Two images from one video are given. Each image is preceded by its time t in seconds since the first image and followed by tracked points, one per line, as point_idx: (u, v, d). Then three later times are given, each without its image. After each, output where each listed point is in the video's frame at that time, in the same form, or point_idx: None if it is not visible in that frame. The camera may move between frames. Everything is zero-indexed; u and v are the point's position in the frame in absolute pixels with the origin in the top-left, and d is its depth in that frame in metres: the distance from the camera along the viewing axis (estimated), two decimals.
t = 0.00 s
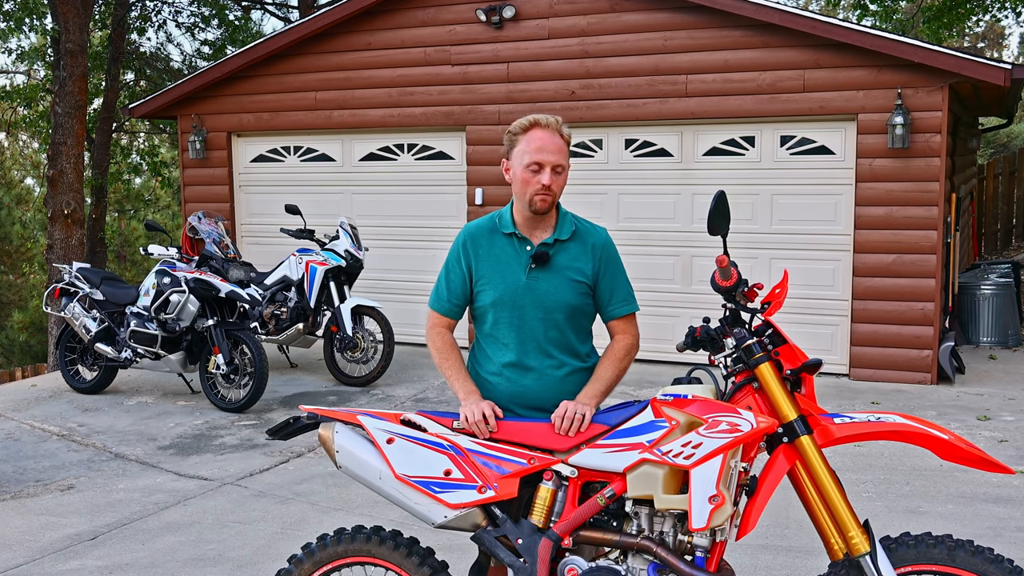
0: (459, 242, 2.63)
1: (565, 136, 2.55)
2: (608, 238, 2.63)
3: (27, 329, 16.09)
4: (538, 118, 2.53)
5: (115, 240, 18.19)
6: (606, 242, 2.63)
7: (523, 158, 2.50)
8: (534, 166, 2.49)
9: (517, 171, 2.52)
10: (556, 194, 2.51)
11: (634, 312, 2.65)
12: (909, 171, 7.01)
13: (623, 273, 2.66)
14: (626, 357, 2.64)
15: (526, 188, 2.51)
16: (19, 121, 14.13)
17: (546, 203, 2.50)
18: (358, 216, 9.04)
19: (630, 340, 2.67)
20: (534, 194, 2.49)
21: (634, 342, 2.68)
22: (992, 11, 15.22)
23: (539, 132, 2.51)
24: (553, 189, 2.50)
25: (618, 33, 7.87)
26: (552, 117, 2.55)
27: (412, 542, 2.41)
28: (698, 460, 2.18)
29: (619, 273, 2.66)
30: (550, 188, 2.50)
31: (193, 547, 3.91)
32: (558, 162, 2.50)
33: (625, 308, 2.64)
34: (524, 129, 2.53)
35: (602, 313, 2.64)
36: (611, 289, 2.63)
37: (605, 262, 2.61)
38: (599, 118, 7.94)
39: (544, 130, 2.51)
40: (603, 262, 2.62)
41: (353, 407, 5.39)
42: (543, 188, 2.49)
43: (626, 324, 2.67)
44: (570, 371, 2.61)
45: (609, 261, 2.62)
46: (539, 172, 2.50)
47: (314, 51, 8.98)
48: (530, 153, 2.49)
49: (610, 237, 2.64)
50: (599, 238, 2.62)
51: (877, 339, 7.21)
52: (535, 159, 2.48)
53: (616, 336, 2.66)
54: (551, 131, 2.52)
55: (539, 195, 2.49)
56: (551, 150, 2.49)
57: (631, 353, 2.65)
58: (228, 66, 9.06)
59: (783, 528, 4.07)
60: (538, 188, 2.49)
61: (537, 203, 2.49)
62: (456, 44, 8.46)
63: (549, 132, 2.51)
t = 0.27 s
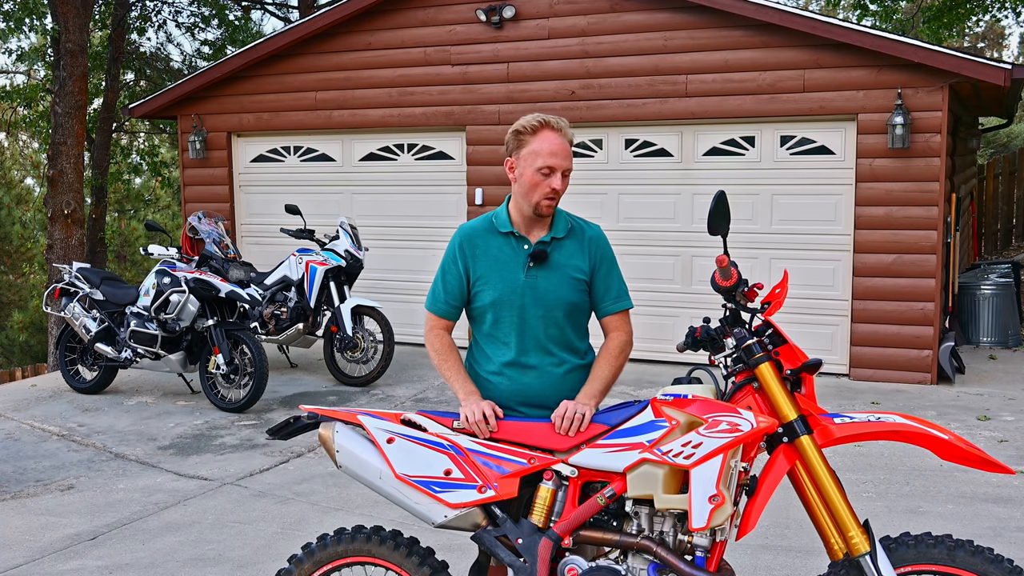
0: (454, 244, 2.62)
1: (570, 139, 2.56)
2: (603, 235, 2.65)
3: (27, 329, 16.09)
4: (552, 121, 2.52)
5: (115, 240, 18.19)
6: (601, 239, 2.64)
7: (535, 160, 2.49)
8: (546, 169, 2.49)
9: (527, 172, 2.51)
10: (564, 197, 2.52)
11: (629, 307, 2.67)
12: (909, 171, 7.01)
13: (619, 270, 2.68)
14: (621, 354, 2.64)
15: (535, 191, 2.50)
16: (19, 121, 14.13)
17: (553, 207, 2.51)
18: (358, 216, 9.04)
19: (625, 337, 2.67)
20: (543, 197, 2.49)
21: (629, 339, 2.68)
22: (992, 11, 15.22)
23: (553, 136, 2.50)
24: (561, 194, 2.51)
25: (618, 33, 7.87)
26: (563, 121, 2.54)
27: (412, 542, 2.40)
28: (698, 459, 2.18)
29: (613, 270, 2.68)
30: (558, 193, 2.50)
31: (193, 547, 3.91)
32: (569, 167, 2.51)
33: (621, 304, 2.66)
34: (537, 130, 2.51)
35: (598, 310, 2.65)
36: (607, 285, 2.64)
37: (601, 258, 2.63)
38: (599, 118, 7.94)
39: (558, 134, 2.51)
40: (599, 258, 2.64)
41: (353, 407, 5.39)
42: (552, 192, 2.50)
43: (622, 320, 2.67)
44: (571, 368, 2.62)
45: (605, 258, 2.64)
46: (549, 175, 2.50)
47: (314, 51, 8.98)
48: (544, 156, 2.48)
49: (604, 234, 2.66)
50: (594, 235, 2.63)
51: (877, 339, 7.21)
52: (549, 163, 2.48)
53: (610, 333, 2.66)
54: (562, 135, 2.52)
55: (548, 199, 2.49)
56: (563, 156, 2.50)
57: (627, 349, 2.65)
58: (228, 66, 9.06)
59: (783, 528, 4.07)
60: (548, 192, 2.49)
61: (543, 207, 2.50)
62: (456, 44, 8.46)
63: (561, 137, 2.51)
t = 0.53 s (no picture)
0: (448, 244, 2.61)
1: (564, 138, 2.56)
2: (594, 231, 2.68)
3: (27, 329, 16.09)
4: (547, 121, 2.51)
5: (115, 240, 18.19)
6: (592, 234, 2.67)
7: (531, 160, 2.49)
8: (542, 169, 2.49)
9: (523, 171, 2.51)
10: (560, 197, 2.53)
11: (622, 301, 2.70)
12: (909, 171, 7.01)
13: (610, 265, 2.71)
14: (615, 347, 2.67)
15: (531, 192, 2.51)
16: (19, 121, 14.13)
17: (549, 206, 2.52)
18: (358, 216, 9.04)
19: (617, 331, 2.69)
20: (539, 197, 2.51)
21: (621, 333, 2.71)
22: (992, 11, 15.22)
23: (548, 136, 2.50)
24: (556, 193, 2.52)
25: (618, 33, 7.87)
26: (558, 119, 2.54)
27: (412, 542, 2.40)
28: (697, 459, 2.18)
29: (604, 264, 2.71)
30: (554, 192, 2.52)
31: (193, 547, 3.91)
32: (564, 167, 2.52)
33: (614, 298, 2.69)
34: (532, 130, 2.51)
35: (590, 306, 2.67)
36: (601, 280, 2.67)
37: (594, 252, 2.65)
38: (599, 118, 7.94)
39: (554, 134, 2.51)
40: (593, 253, 2.66)
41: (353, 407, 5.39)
42: (549, 192, 2.51)
43: (613, 315, 2.70)
44: (570, 363, 2.63)
45: (597, 253, 2.67)
46: (545, 175, 2.50)
47: (314, 51, 8.98)
48: (541, 157, 2.48)
49: (595, 230, 2.69)
50: (586, 231, 2.66)
51: (877, 339, 7.21)
52: (545, 164, 2.48)
53: (603, 328, 2.69)
54: (556, 134, 2.52)
55: (544, 199, 2.51)
56: (559, 156, 2.50)
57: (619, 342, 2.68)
58: (228, 66, 9.06)
59: (783, 528, 4.07)
60: (544, 192, 2.50)
61: (540, 207, 2.52)
62: (456, 44, 8.46)
63: (556, 136, 2.51)
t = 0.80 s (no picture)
0: (447, 244, 2.60)
1: (544, 131, 2.55)
2: (593, 231, 2.69)
3: (27, 329, 16.09)
4: (514, 117, 2.53)
5: (115, 240, 18.19)
6: (591, 235, 2.68)
7: (504, 157, 2.51)
8: (516, 163, 2.49)
9: (501, 169, 2.53)
10: (541, 188, 2.51)
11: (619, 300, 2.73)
12: (909, 171, 7.01)
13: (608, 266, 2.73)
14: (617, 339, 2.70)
15: (510, 185, 2.51)
16: (19, 121, 14.13)
17: (533, 198, 2.49)
18: (358, 216, 9.04)
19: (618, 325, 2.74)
20: (520, 190, 2.49)
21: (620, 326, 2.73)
22: (992, 11, 15.22)
23: (517, 130, 2.51)
24: (537, 183, 2.50)
25: (618, 33, 7.87)
26: (529, 114, 2.55)
27: (412, 542, 2.40)
28: (697, 459, 2.18)
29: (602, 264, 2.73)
30: (533, 184, 2.49)
31: (193, 546, 3.91)
32: (540, 156, 2.50)
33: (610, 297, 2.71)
34: (503, 128, 2.53)
35: (592, 305, 2.70)
36: (598, 280, 2.69)
37: (592, 252, 2.67)
38: (599, 118, 7.94)
39: (525, 127, 2.51)
40: (591, 254, 2.67)
41: (353, 407, 5.39)
42: (527, 183, 2.49)
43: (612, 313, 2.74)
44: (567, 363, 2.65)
45: (595, 253, 2.68)
46: (521, 168, 2.50)
47: (314, 51, 8.98)
48: (511, 151, 2.49)
49: (594, 230, 2.70)
50: (585, 231, 2.67)
51: (877, 339, 7.21)
52: (517, 157, 2.49)
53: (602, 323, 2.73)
54: (530, 127, 2.52)
55: (525, 190, 2.48)
56: (531, 146, 2.49)
57: (621, 338, 2.69)
58: (228, 66, 9.06)
59: (783, 528, 4.07)
60: (523, 184, 2.49)
61: (524, 200, 2.49)
62: (456, 44, 8.46)
63: (527, 129, 2.52)
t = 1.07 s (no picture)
0: (448, 245, 2.60)
1: (533, 130, 2.54)
2: (594, 231, 2.68)
3: (27, 329, 16.09)
4: (502, 119, 2.53)
5: (115, 240, 18.19)
6: (592, 235, 2.67)
7: (493, 160, 2.52)
8: (506, 165, 2.50)
9: (492, 173, 2.54)
10: (533, 188, 2.51)
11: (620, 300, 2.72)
12: (909, 171, 7.01)
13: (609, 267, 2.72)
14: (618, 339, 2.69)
15: (503, 189, 2.52)
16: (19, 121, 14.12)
17: (525, 199, 2.50)
18: (358, 216, 9.04)
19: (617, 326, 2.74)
20: (511, 193, 2.49)
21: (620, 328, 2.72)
22: (992, 11, 15.22)
23: (504, 132, 2.51)
24: (527, 184, 2.50)
25: (618, 33, 7.87)
26: (517, 114, 2.54)
27: (412, 542, 2.40)
28: (697, 459, 2.18)
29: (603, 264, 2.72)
30: (524, 185, 2.50)
31: (193, 547, 3.91)
32: (529, 156, 2.49)
33: (610, 298, 2.71)
34: (492, 131, 2.54)
35: (592, 305, 2.70)
36: (599, 281, 2.68)
37: (592, 253, 2.66)
38: (599, 118, 7.94)
39: (513, 129, 2.51)
40: (591, 254, 2.67)
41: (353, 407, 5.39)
42: (518, 185, 2.50)
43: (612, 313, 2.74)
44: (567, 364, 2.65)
45: (596, 253, 2.68)
46: (511, 170, 2.50)
47: (314, 51, 8.98)
48: (500, 154, 2.50)
49: (595, 231, 2.69)
50: (586, 232, 2.66)
51: (877, 339, 7.21)
52: (505, 159, 2.49)
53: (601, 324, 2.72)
54: (518, 128, 2.52)
55: (516, 193, 2.49)
56: (519, 147, 2.49)
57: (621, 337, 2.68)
58: (228, 66, 9.06)
59: (783, 528, 4.07)
60: (514, 186, 2.50)
61: (515, 202, 2.50)
62: (456, 44, 8.46)
63: (514, 129, 2.51)
